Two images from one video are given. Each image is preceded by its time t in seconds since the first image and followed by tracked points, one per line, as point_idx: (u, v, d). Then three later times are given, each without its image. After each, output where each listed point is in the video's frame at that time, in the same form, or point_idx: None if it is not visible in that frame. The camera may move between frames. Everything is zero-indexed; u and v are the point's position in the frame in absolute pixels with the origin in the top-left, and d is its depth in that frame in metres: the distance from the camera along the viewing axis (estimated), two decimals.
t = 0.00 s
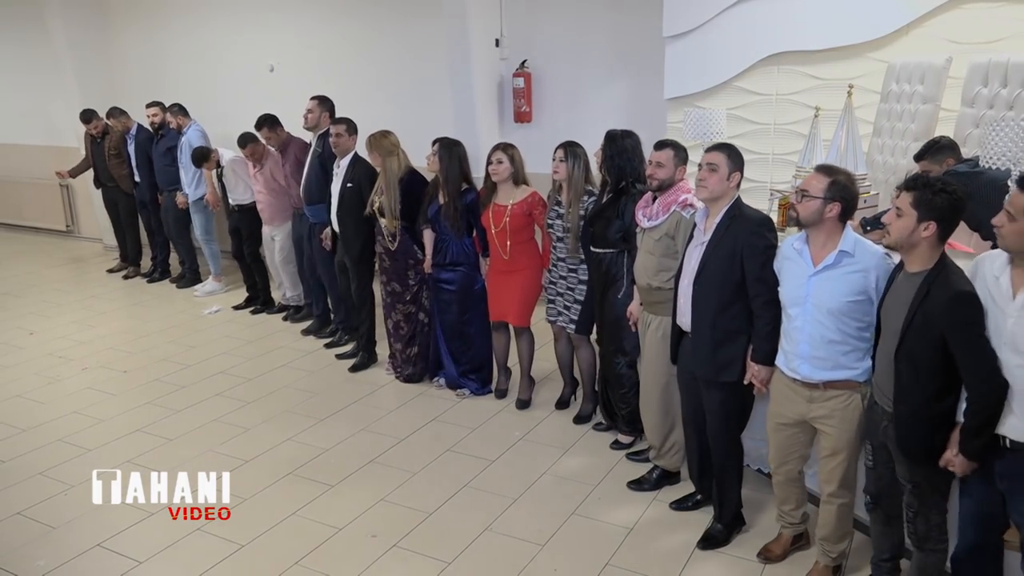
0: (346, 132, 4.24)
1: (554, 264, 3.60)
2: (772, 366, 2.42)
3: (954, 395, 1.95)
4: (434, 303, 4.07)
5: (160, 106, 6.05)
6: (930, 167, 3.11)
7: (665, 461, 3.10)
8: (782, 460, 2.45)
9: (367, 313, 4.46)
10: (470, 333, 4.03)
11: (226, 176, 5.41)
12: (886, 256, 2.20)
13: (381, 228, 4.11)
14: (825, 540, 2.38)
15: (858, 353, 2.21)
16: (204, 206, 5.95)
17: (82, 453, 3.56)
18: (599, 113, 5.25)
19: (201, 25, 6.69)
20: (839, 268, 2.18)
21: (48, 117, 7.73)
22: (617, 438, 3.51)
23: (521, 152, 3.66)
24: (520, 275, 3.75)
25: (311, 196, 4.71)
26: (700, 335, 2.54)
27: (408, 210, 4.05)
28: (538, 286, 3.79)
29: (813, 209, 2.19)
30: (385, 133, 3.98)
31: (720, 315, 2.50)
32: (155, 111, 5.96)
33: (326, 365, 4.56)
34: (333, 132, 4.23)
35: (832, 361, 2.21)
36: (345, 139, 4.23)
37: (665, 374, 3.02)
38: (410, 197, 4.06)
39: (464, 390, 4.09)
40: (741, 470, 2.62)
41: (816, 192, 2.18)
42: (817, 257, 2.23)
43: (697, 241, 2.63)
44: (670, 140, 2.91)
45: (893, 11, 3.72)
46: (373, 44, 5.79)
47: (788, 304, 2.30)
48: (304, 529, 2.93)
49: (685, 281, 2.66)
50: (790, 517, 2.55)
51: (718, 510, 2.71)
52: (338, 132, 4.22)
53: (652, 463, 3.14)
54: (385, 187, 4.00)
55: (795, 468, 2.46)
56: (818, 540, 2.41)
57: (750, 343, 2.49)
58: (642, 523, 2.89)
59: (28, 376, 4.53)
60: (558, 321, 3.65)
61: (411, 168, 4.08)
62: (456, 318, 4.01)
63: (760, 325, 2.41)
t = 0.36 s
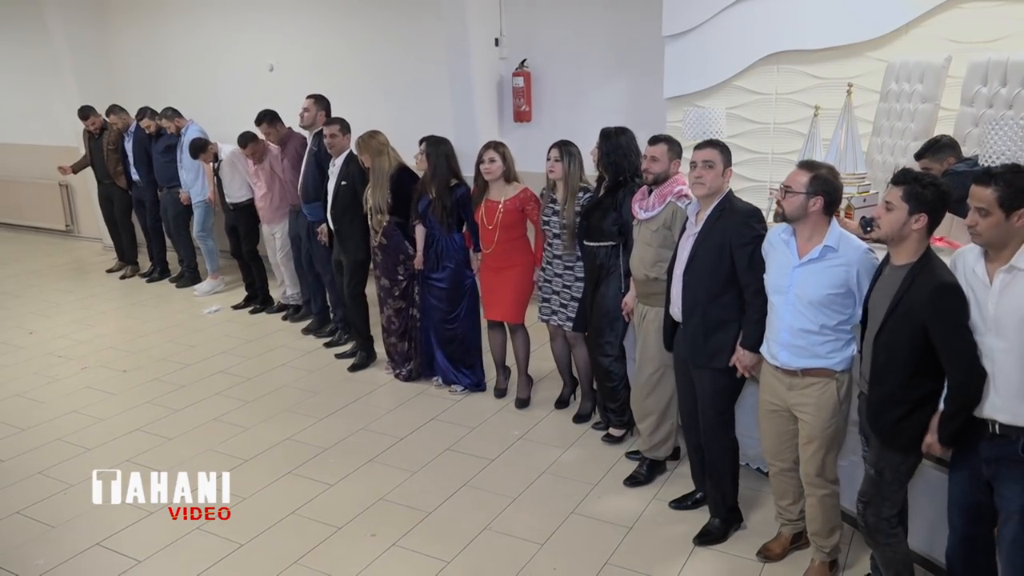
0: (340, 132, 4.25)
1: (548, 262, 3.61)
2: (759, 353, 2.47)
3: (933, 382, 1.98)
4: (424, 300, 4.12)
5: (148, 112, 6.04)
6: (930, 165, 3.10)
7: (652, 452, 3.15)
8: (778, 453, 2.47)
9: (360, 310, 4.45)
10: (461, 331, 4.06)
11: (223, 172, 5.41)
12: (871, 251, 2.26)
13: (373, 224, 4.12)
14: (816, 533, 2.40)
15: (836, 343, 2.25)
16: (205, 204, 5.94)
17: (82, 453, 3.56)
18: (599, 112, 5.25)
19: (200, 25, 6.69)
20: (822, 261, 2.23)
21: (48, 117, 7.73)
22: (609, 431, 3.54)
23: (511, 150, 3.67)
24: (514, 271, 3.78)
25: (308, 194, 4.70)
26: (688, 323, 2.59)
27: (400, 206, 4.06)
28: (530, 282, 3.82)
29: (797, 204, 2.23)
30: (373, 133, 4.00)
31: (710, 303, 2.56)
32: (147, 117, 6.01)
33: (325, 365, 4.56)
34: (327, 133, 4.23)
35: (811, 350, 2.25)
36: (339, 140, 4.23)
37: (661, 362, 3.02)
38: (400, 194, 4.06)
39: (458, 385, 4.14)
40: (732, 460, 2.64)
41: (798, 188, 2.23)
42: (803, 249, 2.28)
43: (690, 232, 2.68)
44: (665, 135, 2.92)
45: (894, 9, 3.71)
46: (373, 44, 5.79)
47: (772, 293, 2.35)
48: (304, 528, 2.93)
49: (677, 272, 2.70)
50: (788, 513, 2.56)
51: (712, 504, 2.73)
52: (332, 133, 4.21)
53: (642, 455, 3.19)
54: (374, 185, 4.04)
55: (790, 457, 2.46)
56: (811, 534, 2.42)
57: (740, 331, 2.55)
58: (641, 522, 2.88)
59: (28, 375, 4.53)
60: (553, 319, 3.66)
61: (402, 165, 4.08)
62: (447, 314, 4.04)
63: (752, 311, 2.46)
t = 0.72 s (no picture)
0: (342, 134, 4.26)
1: (545, 260, 3.60)
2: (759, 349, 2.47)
3: (932, 376, 1.98)
4: (422, 299, 4.15)
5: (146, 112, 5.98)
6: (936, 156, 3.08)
7: (649, 445, 3.22)
8: (779, 449, 2.48)
9: (359, 307, 4.48)
10: (458, 330, 4.07)
11: (223, 176, 5.45)
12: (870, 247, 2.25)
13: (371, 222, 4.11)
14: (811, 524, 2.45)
15: (835, 339, 2.27)
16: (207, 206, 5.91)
17: (81, 452, 3.56)
18: (599, 112, 5.25)
19: (200, 24, 6.69)
20: (822, 257, 2.24)
21: (48, 116, 7.74)
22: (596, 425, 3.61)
23: (508, 149, 3.68)
24: (513, 269, 3.79)
25: (305, 195, 4.74)
26: (689, 321, 2.60)
27: (398, 204, 4.07)
28: (530, 280, 3.83)
29: (796, 200, 2.24)
30: (372, 131, 4.02)
31: (708, 302, 2.56)
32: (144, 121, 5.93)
33: (325, 364, 4.56)
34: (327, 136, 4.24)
35: (809, 346, 2.27)
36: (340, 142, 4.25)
37: (660, 361, 3.08)
38: (399, 192, 4.07)
39: (448, 382, 4.15)
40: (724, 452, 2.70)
41: (798, 184, 2.24)
42: (802, 245, 2.29)
43: (685, 232, 2.70)
44: (662, 133, 2.97)
45: (894, 9, 3.71)
46: (373, 44, 5.79)
47: (771, 290, 2.37)
48: (304, 528, 2.93)
49: (674, 269, 2.73)
50: (789, 511, 2.57)
51: (704, 492, 2.80)
52: (332, 136, 4.23)
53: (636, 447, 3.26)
54: (370, 180, 4.04)
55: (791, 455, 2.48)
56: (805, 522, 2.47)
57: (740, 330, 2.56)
58: (640, 523, 2.88)
59: (27, 374, 4.53)
60: (550, 317, 3.64)
61: (400, 164, 4.09)
62: (443, 312, 4.04)
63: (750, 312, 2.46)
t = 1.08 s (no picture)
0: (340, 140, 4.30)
1: (543, 265, 3.64)
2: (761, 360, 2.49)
3: (928, 386, 1.98)
4: (417, 307, 4.16)
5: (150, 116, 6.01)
6: (937, 155, 3.08)
7: (645, 446, 3.21)
8: (772, 452, 2.47)
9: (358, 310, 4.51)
10: (456, 334, 4.12)
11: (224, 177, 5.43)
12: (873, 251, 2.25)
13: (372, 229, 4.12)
14: (812, 521, 2.47)
15: (843, 344, 2.26)
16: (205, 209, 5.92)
17: (81, 452, 3.56)
18: (599, 111, 5.25)
19: (199, 23, 6.69)
20: (824, 262, 2.25)
21: (48, 116, 7.74)
22: (592, 425, 3.62)
23: (509, 151, 3.68)
24: (512, 273, 3.78)
25: (305, 198, 4.76)
26: (692, 329, 2.60)
27: (399, 211, 4.08)
28: (530, 283, 3.81)
29: (797, 203, 2.25)
30: (366, 143, 3.98)
31: (711, 311, 2.57)
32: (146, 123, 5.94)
33: (324, 365, 4.55)
34: (327, 142, 4.27)
35: (816, 352, 2.27)
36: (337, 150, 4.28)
37: (647, 366, 3.08)
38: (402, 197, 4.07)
39: (444, 382, 4.17)
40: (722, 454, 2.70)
41: (800, 187, 2.25)
42: (804, 250, 2.29)
43: (686, 240, 2.69)
44: (656, 137, 2.94)
45: (894, 8, 3.70)
46: (373, 44, 5.79)
47: (775, 295, 2.36)
48: (303, 527, 2.94)
49: (674, 276, 2.71)
50: (785, 512, 2.56)
51: (700, 491, 2.81)
52: (331, 143, 4.26)
53: (632, 449, 3.25)
54: (375, 193, 4.04)
55: (784, 460, 2.47)
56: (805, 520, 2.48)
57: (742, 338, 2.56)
58: (640, 523, 2.88)
59: (27, 374, 4.53)
60: (543, 321, 3.68)
61: (401, 169, 4.09)
62: (442, 318, 4.10)
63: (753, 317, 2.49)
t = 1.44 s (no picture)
0: (342, 135, 4.31)
1: (539, 263, 3.67)
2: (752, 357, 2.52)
3: (916, 389, 2.01)
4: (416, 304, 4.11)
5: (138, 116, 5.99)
6: (930, 157, 3.09)
7: (646, 446, 3.22)
8: (759, 446, 2.54)
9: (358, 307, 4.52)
10: (454, 334, 4.09)
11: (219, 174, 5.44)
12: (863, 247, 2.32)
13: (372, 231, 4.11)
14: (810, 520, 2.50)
15: (838, 340, 2.32)
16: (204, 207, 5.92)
17: (81, 452, 3.57)
18: (599, 111, 5.25)
19: (199, 23, 6.69)
20: (818, 259, 2.30)
21: (47, 116, 7.74)
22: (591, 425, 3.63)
23: (507, 152, 3.72)
24: (506, 273, 3.80)
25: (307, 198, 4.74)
26: (686, 329, 2.63)
27: (398, 211, 4.10)
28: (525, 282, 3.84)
29: (789, 201, 2.30)
30: (358, 147, 4.00)
31: (704, 305, 2.59)
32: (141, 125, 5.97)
33: (324, 365, 4.55)
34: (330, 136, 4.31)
35: (812, 348, 2.32)
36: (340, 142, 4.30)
37: (647, 364, 3.09)
38: (399, 199, 4.10)
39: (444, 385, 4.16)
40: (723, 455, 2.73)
41: (792, 187, 2.30)
42: (798, 248, 2.35)
43: (680, 237, 2.72)
44: (651, 136, 2.95)
45: (894, 8, 3.70)
46: (373, 44, 5.79)
47: (770, 294, 2.42)
48: (303, 526, 2.94)
49: (670, 273, 2.75)
50: (764, 498, 2.66)
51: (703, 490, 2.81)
52: (335, 135, 4.29)
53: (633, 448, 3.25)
54: (368, 197, 4.04)
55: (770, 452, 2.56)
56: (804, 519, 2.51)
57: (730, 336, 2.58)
58: (640, 522, 2.88)
59: (27, 374, 4.54)
60: (538, 318, 3.72)
61: (397, 169, 4.12)
62: (442, 316, 4.06)
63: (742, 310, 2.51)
